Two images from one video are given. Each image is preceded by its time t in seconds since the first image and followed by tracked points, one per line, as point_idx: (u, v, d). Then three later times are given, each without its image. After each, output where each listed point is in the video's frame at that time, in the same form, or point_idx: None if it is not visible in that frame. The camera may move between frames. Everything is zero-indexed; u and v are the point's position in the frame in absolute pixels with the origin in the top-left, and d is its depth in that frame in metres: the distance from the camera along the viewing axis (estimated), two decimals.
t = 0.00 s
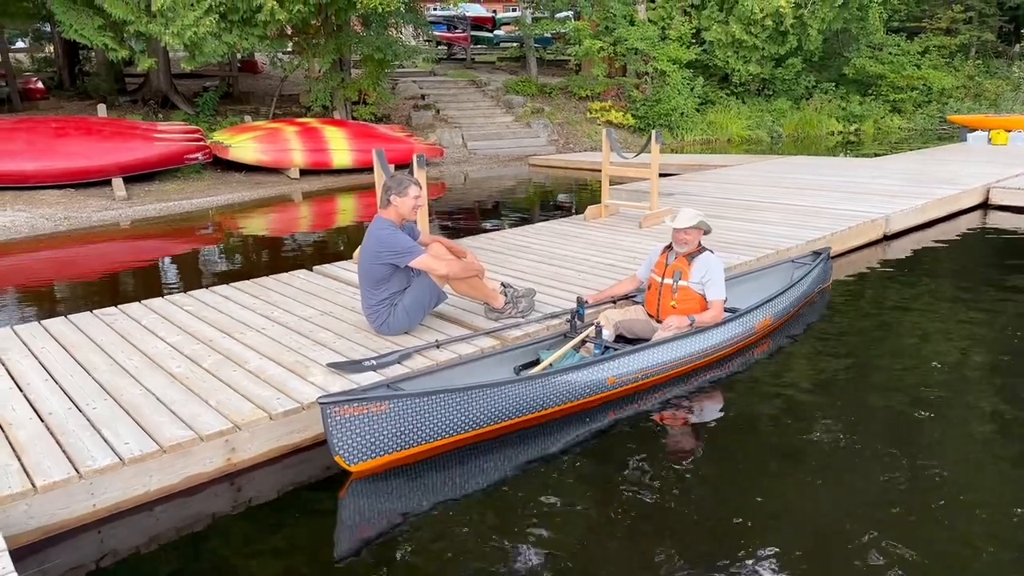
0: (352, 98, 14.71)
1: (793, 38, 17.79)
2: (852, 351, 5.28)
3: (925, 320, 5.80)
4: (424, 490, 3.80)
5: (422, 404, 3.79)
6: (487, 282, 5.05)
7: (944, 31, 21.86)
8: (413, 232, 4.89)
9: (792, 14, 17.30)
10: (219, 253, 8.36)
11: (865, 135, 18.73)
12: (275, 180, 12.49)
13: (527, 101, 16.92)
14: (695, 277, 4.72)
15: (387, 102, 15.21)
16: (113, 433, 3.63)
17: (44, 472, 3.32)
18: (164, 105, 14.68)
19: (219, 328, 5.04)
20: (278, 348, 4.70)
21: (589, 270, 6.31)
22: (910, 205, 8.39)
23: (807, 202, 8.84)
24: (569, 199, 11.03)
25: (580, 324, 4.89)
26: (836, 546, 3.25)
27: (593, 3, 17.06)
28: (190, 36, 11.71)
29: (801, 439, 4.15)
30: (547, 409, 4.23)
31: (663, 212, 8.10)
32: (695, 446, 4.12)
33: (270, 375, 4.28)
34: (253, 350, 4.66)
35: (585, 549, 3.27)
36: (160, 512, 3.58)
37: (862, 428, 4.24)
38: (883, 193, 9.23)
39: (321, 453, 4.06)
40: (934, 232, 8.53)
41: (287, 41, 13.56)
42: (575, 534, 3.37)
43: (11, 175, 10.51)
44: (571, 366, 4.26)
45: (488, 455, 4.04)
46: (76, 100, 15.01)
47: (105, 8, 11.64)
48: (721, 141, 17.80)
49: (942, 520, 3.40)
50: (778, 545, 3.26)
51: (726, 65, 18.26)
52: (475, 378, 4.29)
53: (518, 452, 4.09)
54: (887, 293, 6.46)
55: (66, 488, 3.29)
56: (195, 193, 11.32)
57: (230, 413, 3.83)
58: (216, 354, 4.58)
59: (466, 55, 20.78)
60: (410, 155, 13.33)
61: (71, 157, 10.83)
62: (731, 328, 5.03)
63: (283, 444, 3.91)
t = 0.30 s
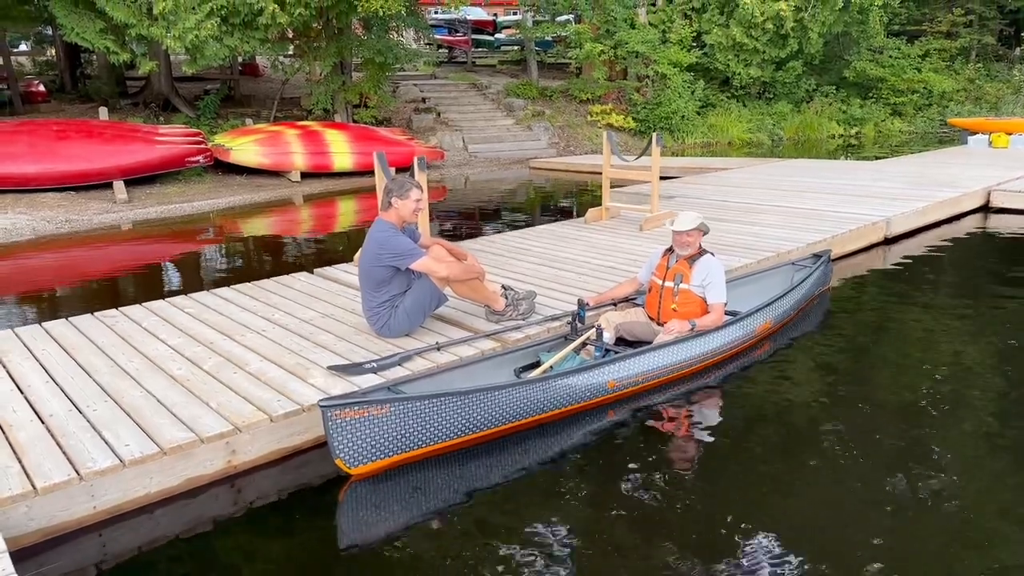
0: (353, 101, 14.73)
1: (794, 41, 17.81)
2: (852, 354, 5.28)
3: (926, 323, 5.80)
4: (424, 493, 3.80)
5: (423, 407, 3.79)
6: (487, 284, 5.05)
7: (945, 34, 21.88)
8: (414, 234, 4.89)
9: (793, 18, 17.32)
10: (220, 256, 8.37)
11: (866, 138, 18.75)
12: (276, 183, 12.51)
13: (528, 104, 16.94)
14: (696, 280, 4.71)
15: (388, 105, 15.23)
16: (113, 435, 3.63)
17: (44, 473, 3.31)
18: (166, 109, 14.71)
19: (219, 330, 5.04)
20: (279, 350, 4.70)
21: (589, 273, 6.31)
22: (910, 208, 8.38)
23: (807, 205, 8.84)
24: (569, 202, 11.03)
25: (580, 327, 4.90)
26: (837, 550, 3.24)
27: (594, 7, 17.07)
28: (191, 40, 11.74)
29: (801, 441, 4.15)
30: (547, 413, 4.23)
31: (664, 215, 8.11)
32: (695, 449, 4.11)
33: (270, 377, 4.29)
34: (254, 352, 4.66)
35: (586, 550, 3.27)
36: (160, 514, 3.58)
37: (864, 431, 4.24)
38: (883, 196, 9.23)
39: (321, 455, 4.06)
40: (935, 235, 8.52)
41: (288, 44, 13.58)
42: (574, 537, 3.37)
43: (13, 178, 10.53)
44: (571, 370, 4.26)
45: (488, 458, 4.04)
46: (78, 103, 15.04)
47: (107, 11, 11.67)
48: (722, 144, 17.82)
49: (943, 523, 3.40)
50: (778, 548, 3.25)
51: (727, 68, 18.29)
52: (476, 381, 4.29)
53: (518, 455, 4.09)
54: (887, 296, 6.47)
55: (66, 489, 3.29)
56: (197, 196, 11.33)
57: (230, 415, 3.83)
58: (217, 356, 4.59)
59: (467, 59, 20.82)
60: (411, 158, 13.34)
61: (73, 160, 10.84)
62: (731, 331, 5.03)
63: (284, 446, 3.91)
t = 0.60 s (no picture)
0: (353, 103, 14.74)
1: (794, 44, 17.83)
2: (853, 356, 5.27)
3: (927, 325, 5.79)
4: (424, 495, 3.79)
5: (423, 409, 3.78)
6: (488, 285, 5.04)
7: (944, 37, 21.91)
8: (414, 235, 4.89)
9: (793, 20, 17.33)
10: (220, 258, 8.36)
11: (866, 141, 18.75)
12: (276, 185, 12.50)
13: (528, 106, 16.94)
14: (696, 282, 4.71)
15: (388, 107, 15.23)
16: (113, 436, 3.62)
17: (43, 474, 3.31)
18: (166, 111, 14.72)
19: (219, 331, 5.04)
20: (279, 351, 4.70)
21: (590, 275, 6.30)
22: (911, 210, 8.38)
23: (808, 207, 8.83)
24: (569, 205, 11.03)
25: (581, 328, 4.89)
26: (838, 552, 3.23)
27: (594, 9, 17.07)
28: (192, 41, 11.74)
29: (802, 444, 4.13)
30: (547, 415, 4.23)
31: (664, 217, 8.10)
32: (695, 452, 4.10)
33: (270, 378, 4.28)
34: (253, 353, 4.66)
35: (587, 552, 3.27)
36: (159, 515, 3.58)
37: (864, 433, 4.23)
38: (884, 198, 9.22)
39: (322, 456, 4.06)
40: (935, 237, 8.52)
41: (288, 47, 13.59)
42: (575, 540, 3.36)
43: (13, 180, 10.53)
44: (572, 371, 4.25)
45: (489, 461, 4.03)
46: (78, 105, 15.03)
47: (108, 12, 11.67)
48: (722, 146, 17.80)
49: (944, 526, 3.38)
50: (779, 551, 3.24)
51: (727, 71, 18.30)
52: (476, 383, 4.28)
53: (518, 457, 4.09)
54: (887, 298, 6.46)
55: (66, 491, 3.28)
56: (197, 198, 11.32)
57: (230, 416, 3.82)
58: (216, 357, 4.58)
59: (468, 61, 20.84)
60: (411, 160, 13.34)
61: (73, 161, 10.85)
62: (732, 333, 5.02)
63: (283, 447, 3.90)
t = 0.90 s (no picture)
0: (352, 106, 14.75)
1: (793, 47, 17.87)
2: (852, 359, 5.27)
3: (926, 328, 5.79)
4: (423, 500, 3.78)
5: (422, 413, 3.77)
6: (486, 288, 5.03)
7: (943, 40, 21.96)
8: (413, 238, 4.89)
9: (792, 23, 17.35)
10: (219, 261, 8.34)
11: (865, 144, 18.77)
12: (275, 188, 12.49)
13: (527, 109, 16.96)
14: (695, 285, 4.71)
15: (387, 111, 15.24)
16: (109, 440, 3.61)
17: (39, 478, 3.29)
18: (165, 114, 14.73)
19: (217, 335, 5.02)
20: (277, 354, 4.68)
21: (588, 278, 6.30)
22: (910, 213, 8.38)
23: (807, 210, 8.83)
24: (569, 208, 11.03)
25: (580, 332, 4.88)
26: (838, 555, 3.23)
27: (593, 13, 17.08)
28: (191, 45, 11.74)
29: (803, 447, 4.12)
30: (547, 419, 4.22)
31: (663, 220, 8.10)
32: (694, 455, 4.10)
33: (268, 382, 4.27)
34: (252, 356, 4.65)
35: (587, 556, 3.26)
36: (156, 519, 3.57)
37: (864, 436, 4.22)
38: (882, 201, 9.23)
39: (320, 460, 4.05)
40: (934, 240, 8.53)
41: (287, 50, 13.59)
42: (574, 543, 3.35)
43: (11, 183, 10.51)
44: (571, 375, 4.24)
45: (488, 465, 4.02)
46: (76, 108, 15.02)
47: (106, 16, 11.66)
48: (720, 150, 17.79)
49: (945, 528, 3.39)
50: (782, 555, 3.23)
51: (725, 74, 18.32)
52: (475, 387, 4.28)
53: (517, 461, 4.08)
54: (887, 301, 6.46)
55: (62, 495, 3.27)
56: (196, 201, 11.31)
57: (227, 420, 3.81)
58: (214, 361, 4.57)
59: (466, 64, 20.86)
60: (410, 163, 13.34)
61: (72, 165, 10.84)
62: (731, 337, 5.02)
63: (281, 451, 3.89)
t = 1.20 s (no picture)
0: (353, 108, 14.75)
1: (794, 49, 17.89)
2: (851, 361, 5.27)
3: (927, 330, 5.78)
4: (422, 502, 3.78)
5: (421, 415, 3.77)
6: (486, 290, 5.03)
7: (944, 42, 21.98)
8: (413, 240, 4.89)
9: (792, 25, 17.37)
10: (220, 263, 8.34)
11: (865, 146, 18.77)
12: (275, 190, 12.49)
13: (527, 111, 16.97)
14: (694, 286, 4.70)
15: (388, 113, 15.25)
16: (109, 441, 3.61)
17: (39, 480, 3.29)
18: (166, 115, 14.73)
19: (217, 336, 5.02)
20: (277, 356, 4.68)
21: (589, 279, 6.29)
22: (910, 215, 8.38)
23: (808, 212, 8.82)
24: (569, 210, 11.02)
25: (580, 334, 4.88)
26: (838, 557, 3.22)
27: (594, 14, 17.10)
28: (192, 46, 11.75)
29: (804, 449, 4.12)
30: (547, 421, 4.21)
31: (663, 222, 8.09)
32: (695, 457, 4.08)
33: (268, 383, 4.27)
34: (252, 358, 4.65)
35: (587, 557, 3.26)
36: (156, 521, 3.56)
37: (865, 438, 4.22)
38: (883, 203, 9.22)
39: (320, 461, 4.04)
40: (934, 242, 8.52)
41: (288, 52, 13.60)
42: (575, 545, 3.35)
43: (12, 184, 10.51)
44: (571, 376, 4.24)
45: (488, 468, 4.01)
46: (78, 110, 15.03)
47: (108, 17, 11.67)
48: (721, 151, 17.79)
49: (946, 530, 3.38)
50: (782, 556, 3.23)
51: (726, 76, 18.33)
52: (476, 388, 4.27)
53: (517, 463, 4.07)
54: (887, 303, 6.45)
55: (60, 497, 3.27)
56: (196, 203, 11.31)
57: (227, 422, 3.80)
58: (215, 362, 4.57)
59: (467, 66, 20.87)
60: (411, 165, 13.33)
61: (73, 167, 10.85)
62: (731, 338, 5.01)
63: (281, 453, 3.89)
